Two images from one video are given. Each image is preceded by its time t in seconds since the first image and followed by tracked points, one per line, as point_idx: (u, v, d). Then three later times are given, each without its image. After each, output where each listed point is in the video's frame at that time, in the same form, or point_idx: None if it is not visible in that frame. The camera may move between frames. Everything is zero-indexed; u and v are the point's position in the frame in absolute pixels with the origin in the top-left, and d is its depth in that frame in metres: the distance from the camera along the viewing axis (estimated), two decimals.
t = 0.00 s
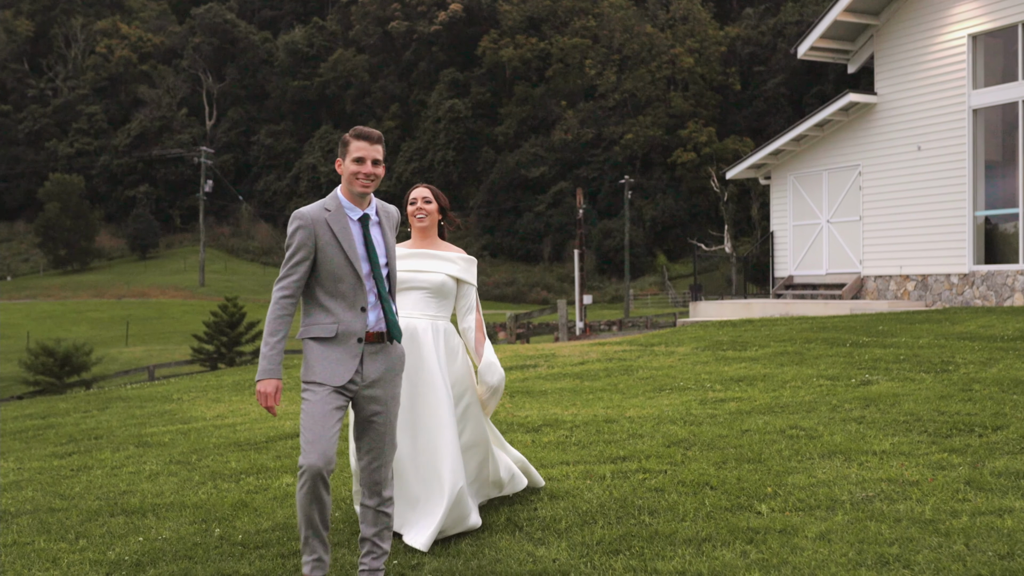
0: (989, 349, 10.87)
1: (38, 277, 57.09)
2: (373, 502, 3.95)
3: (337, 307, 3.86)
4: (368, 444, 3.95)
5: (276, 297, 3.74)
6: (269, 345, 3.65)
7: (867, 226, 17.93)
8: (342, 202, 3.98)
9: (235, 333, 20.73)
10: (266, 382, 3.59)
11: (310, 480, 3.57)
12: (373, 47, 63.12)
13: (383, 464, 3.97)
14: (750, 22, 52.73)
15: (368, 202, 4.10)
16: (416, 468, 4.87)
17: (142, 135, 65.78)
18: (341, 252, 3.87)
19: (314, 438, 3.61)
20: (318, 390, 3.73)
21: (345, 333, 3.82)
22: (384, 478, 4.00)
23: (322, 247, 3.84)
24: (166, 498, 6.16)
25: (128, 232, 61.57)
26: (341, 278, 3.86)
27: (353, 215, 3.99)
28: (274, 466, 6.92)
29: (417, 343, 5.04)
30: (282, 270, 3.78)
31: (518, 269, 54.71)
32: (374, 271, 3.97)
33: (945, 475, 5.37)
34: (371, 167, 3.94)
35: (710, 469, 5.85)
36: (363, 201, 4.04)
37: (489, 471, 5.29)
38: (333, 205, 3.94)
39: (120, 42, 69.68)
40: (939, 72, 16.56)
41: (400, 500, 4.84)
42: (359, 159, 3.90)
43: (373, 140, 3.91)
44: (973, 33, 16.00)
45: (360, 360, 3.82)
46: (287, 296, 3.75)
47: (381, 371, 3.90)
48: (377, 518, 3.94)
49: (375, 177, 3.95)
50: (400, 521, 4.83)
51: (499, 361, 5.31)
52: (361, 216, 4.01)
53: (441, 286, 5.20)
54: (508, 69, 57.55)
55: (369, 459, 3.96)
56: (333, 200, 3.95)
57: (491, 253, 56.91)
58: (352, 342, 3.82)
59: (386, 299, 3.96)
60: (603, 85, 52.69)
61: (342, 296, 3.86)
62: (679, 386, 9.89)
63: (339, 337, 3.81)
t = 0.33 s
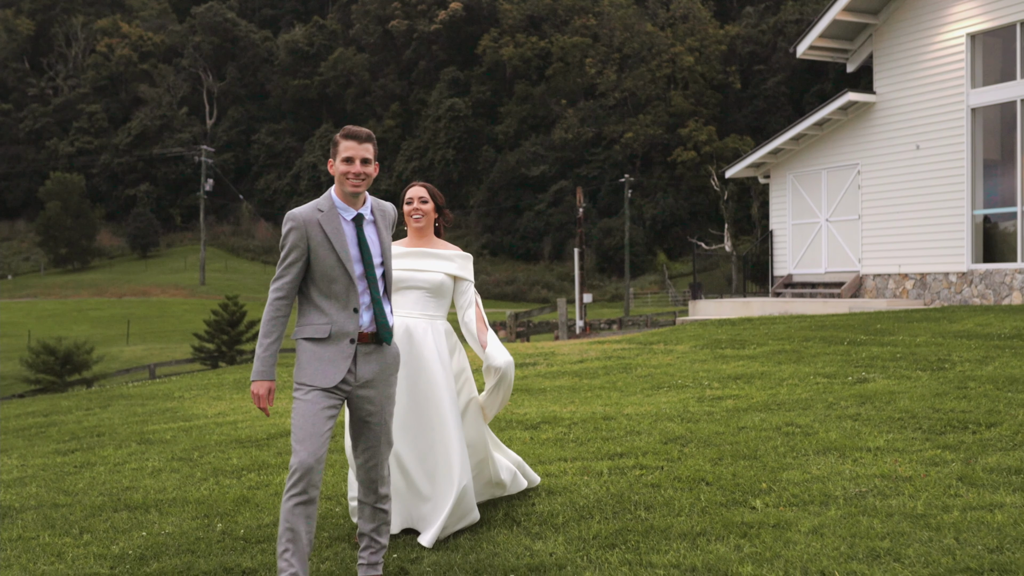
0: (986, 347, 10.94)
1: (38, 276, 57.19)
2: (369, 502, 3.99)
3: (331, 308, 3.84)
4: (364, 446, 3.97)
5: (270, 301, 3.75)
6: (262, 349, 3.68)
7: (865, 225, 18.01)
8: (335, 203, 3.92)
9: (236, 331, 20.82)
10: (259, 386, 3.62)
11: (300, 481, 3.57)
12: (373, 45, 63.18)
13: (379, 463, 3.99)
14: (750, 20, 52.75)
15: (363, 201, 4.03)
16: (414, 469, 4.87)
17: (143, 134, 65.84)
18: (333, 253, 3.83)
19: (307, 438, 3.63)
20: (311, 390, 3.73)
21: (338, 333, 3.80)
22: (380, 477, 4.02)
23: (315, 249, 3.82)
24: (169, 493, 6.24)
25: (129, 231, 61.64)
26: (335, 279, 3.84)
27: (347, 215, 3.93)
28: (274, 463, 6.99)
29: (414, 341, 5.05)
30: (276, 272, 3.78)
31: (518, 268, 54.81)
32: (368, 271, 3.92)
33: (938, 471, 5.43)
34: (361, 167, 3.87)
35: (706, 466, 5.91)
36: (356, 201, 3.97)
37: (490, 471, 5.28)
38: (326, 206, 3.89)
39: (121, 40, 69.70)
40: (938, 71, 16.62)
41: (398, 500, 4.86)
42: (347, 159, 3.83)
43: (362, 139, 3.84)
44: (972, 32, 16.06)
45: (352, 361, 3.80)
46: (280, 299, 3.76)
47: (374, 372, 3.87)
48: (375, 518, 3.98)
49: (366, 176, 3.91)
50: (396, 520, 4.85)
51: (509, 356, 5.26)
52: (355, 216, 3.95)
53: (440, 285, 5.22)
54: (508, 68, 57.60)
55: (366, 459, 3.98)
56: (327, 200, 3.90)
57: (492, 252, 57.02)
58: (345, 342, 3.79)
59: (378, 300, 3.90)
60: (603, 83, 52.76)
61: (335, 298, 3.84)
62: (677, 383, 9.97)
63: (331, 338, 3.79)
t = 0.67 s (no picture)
0: (983, 346, 11.00)
1: (39, 274, 57.26)
2: (365, 502, 4.04)
3: (321, 312, 3.84)
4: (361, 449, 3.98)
5: (264, 304, 3.76)
6: (256, 351, 3.72)
7: (864, 224, 18.07)
8: (326, 204, 3.92)
9: (237, 330, 20.88)
10: (256, 385, 3.69)
11: (292, 485, 3.59)
12: (374, 44, 63.20)
13: (372, 466, 4.01)
14: (751, 19, 52.79)
15: (354, 203, 4.03)
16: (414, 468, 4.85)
17: (143, 133, 65.84)
18: (323, 256, 3.84)
19: (299, 445, 3.66)
20: (302, 393, 3.74)
21: (329, 335, 3.80)
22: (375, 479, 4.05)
23: (306, 251, 3.82)
24: (171, 490, 6.31)
25: (129, 230, 61.70)
26: (326, 281, 3.84)
27: (337, 217, 3.93)
28: (274, 460, 7.06)
29: (414, 342, 4.95)
30: (270, 274, 3.80)
31: (518, 267, 54.84)
32: (359, 274, 3.94)
33: (930, 467, 5.51)
34: (350, 168, 3.87)
35: (702, 462, 5.99)
36: (348, 203, 3.97)
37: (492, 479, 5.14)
38: (317, 208, 3.88)
39: (122, 40, 69.74)
40: (937, 70, 16.67)
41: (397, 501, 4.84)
42: (336, 162, 3.84)
43: (350, 141, 3.84)
44: (971, 32, 16.12)
45: (344, 362, 3.81)
46: (274, 302, 3.78)
47: (366, 375, 3.87)
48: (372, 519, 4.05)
49: (356, 178, 3.91)
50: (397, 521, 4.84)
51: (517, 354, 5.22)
52: (346, 218, 3.95)
53: (437, 288, 5.04)
54: (509, 67, 57.62)
55: (361, 462, 4.00)
56: (318, 203, 3.90)
57: (492, 251, 57.02)
58: (335, 345, 3.80)
59: (369, 302, 3.91)
60: (603, 82, 52.78)
61: (327, 300, 3.85)
62: (675, 381, 10.07)
63: (322, 341, 3.79)
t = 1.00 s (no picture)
0: (979, 344, 11.07)
1: (40, 273, 57.36)
2: (358, 504, 4.09)
3: (310, 314, 3.83)
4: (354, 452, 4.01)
5: (255, 307, 3.76)
6: (248, 354, 3.75)
7: (862, 223, 18.13)
8: (314, 208, 3.92)
9: (237, 329, 21.00)
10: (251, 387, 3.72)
11: (282, 490, 3.60)
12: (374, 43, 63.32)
13: (365, 468, 4.04)
14: (751, 18, 52.86)
15: (342, 205, 4.03)
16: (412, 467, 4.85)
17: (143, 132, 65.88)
18: (311, 259, 3.84)
19: (288, 449, 3.66)
20: (290, 397, 3.74)
21: (316, 338, 3.80)
22: (365, 482, 4.06)
23: (294, 254, 3.82)
24: (173, 485, 6.40)
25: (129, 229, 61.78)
26: (313, 284, 3.84)
27: (325, 219, 3.92)
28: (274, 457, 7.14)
29: (412, 346, 4.93)
30: (259, 278, 3.80)
31: (519, 265, 54.85)
32: (346, 276, 3.91)
33: (921, 462, 5.60)
34: (336, 170, 3.89)
35: (697, 458, 6.06)
36: (335, 206, 3.98)
37: (494, 483, 5.04)
38: (305, 211, 3.89)
39: (122, 38, 69.79)
40: (935, 70, 16.74)
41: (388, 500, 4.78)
42: (323, 164, 3.86)
43: (336, 143, 3.87)
44: (968, 31, 16.19)
45: (332, 365, 3.81)
46: (264, 305, 3.78)
47: (353, 378, 3.87)
48: (366, 521, 4.09)
49: (342, 180, 3.94)
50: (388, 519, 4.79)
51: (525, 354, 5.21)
52: (333, 221, 3.94)
53: (432, 293, 5.04)
54: (509, 66, 57.72)
55: (353, 464, 4.02)
56: (305, 205, 3.90)
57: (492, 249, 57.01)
58: (322, 348, 3.80)
59: (356, 305, 3.90)
60: (603, 82, 52.79)
61: (314, 302, 3.85)
62: (672, 379, 10.16)
63: (310, 343, 3.79)
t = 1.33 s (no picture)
0: (975, 343, 11.14)
1: (40, 272, 57.45)
2: (353, 505, 4.08)
3: (297, 314, 3.80)
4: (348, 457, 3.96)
5: (243, 310, 3.74)
6: (236, 358, 3.72)
7: (861, 223, 18.17)
8: (301, 209, 3.89)
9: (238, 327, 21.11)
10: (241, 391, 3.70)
11: (277, 500, 3.64)
12: (374, 42, 63.36)
13: (358, 472, 4.01)
14: (751, 16, 52.78)
15: (330, 206, 4.00)
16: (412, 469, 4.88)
17: (144, 130, 65.93)
18: (298, 261, 3.81)
19: (279, 454, 3.66)
20: (280, 401, 3.71)
21: (302, 338, 3.76)
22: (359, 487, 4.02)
23: (281, 256, 3.80)
24: (176, 481, 6.48)
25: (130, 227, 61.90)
26: (300, 285, 3.81)
27: (313, 220, 3.90)
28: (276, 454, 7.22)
29: (408, 349, 4.93)
30: (246, 280, 3.78)
31: (519, 264, 54.82)
32: (333, 277, 3.88)
33: (914, 459, 5.67)
34: (324, 171, 3.86)
35: (693, 455, 6.14)
36: (323, 207, 3.95)
37: (497, 481, 5.08)
38: (292, 212, 3.87)
39: (123, 37, 69.88)
40: (934, 69, 16.79)
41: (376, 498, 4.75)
42: (311, 165, 3.84)
43: (325, 145, 3.84)
44: (967, 30, 16.24)
45: (321, 367, 3.77)
46: (252, 307, 3.76)
47: (340, 381, 3.82)
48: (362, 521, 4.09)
49: (328, 181, 3.90)
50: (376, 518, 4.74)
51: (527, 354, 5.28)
52: (321, 222, 3.91)
53: (427, 295, 5.03)
54: (509, 64, 57.73)
55: (348, 467, 3.99)
56: (292, 207, 3.87)
57: (493, 248, 56.95)
58: (308, 349, 3.76)
59: (343, 307, 3.86)
60: (604, 80, 52.75)
61: (301, 303, 3.81)
62: (670, 377, 10.24)
63: (297, 344, 3.75)
